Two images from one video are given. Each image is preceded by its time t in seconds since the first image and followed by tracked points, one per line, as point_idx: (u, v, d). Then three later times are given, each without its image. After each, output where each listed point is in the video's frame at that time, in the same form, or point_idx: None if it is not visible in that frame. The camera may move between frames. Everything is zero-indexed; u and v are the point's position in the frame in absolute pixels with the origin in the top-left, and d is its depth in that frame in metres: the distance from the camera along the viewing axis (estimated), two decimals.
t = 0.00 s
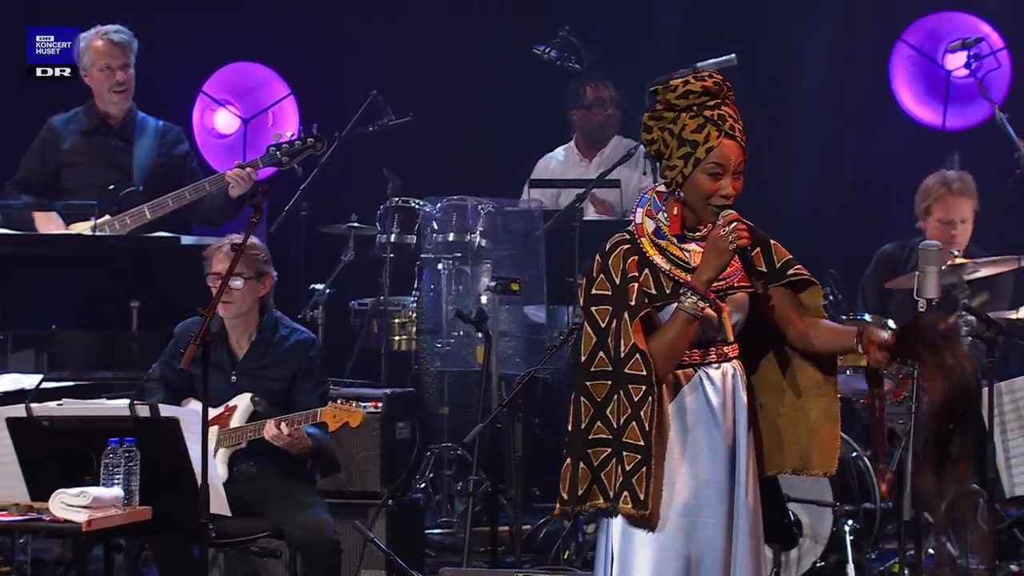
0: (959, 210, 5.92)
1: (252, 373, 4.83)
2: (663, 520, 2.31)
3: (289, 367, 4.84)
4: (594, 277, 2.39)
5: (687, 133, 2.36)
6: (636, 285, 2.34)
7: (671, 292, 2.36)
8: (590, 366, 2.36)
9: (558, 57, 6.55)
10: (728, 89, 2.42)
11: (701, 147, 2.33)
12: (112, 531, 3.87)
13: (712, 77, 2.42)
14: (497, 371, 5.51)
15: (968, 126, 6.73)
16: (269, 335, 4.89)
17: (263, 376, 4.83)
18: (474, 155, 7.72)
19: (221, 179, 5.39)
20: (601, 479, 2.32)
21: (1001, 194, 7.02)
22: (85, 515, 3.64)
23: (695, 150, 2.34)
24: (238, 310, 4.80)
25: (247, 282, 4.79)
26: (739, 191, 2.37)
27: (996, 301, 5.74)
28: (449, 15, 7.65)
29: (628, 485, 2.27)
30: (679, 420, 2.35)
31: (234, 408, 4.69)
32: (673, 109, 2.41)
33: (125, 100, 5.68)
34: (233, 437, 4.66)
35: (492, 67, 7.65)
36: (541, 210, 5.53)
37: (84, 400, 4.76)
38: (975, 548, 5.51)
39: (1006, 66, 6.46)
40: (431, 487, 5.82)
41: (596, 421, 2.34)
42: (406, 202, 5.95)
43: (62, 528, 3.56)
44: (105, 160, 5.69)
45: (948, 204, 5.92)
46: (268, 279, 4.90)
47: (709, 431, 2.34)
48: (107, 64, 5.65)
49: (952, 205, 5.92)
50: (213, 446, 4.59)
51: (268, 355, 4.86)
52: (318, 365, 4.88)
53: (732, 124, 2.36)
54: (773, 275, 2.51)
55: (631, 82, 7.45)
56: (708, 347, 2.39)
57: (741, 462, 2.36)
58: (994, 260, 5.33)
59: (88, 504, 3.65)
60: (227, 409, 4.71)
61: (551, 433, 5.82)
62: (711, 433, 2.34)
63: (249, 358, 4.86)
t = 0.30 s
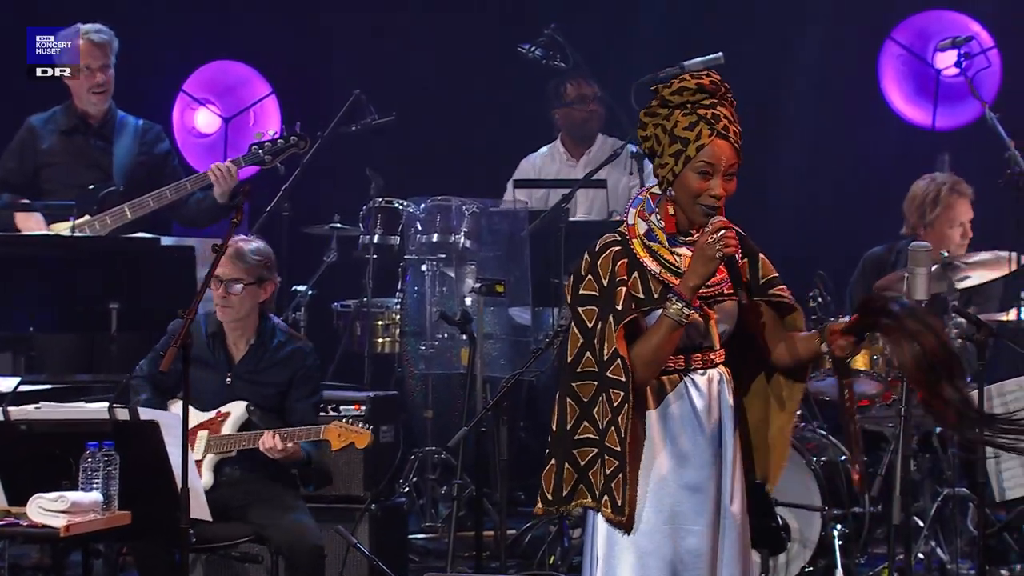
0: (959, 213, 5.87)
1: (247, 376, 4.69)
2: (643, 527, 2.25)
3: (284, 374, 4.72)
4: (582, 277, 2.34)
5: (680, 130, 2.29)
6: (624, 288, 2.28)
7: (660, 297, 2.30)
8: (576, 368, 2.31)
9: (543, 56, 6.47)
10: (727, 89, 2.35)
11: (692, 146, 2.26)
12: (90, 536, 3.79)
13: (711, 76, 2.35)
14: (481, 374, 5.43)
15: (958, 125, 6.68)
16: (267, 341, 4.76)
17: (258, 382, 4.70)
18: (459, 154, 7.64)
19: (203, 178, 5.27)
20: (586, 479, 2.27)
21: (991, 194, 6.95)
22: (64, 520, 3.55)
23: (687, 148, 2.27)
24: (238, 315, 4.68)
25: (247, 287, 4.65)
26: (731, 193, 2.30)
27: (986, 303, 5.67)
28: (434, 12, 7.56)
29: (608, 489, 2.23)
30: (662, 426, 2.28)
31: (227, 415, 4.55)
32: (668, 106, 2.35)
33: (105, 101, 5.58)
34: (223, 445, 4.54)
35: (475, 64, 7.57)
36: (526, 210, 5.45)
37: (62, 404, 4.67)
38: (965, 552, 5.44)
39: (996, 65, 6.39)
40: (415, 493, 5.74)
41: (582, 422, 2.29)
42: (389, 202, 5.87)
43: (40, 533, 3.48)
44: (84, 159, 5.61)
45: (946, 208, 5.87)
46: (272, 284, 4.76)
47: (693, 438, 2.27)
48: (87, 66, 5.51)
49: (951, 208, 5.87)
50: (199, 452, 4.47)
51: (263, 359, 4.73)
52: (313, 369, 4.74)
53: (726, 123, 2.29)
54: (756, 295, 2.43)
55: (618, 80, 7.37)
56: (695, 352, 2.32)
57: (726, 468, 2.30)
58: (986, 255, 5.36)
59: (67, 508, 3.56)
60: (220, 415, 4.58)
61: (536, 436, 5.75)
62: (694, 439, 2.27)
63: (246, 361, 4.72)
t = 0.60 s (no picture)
0: (940, 214, 5.83)
1: (216, 377, 4.60)
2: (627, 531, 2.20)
3: (253, 375, 4.63)
4: (567, 276, 2.30)
5: (659, 128, 2.24)
6: (609, 287, 2.24)
7: (644, 296, 2.26)
8: (561, 368, 2.27)
9: (522, 53, 6.38)
10: (709, 89, 2.30)
11: (671, 144, 2.21)
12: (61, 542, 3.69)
13: (693, 75, 2.30)
14: (460, 376, 5.36)
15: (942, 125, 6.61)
16: (236, 341, 4.67)
17: (227, 383, 4.60)
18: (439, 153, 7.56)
19: (176, 177, 5.18)
20: (572, 484, 2.22)
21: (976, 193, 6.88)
22: (33, 526, 3.46)
23: (666, 147, 2.22)
24: (207, 314, 4.58)
25: (219, 285, 4.57)
26: (712, 194, 2.24)
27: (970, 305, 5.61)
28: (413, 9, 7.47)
29: (597, 491, 2.18)
30: (645, 429, 2.25)
31: (198, 417, 4.46)
32: (649, 104, 2.29)
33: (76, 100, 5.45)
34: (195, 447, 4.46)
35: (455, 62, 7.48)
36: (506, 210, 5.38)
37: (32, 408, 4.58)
38: (950, 558, 5.37)
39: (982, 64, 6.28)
40: (392, 497, 5.66)
41: (567, 424, 2.25)
42: (366, 202, 5.79)
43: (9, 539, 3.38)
44: (56, 158, 5.51)
45: (927, 209, 5.83)
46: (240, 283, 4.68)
47: (675, 441, 2.24)
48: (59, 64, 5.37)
49: (932, 209, 5.83)
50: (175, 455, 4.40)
51: (231, 363, 4.64)
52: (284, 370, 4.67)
53: (705, 122, 2.23)
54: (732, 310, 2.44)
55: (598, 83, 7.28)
56: (681, 354, 2.29)
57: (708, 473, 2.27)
58: (970, 258, 5.21)
59: (37, 513, 3.46)
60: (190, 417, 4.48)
61: (516, 440, 5.67)
62: (677, 442, 2.24)
63: (213, 364, 4.63)
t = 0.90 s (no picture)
0: (921, 203, 5.74)
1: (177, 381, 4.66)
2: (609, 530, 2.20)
3: (214, 375, 4.70)
4: (549, 277, 2.30)
5: (647, 129, 2.24)
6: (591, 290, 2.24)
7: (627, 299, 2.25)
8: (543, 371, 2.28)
9: (503, 51, 6.30)
10: (705, 97, 2.28)
11: (653, 148, 2.21)
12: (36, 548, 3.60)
13: (691, 81, 2.29)
14: (441, 378, 5.29)
15: (929, 121, 6.51)
16: (195, 342, 4.73)
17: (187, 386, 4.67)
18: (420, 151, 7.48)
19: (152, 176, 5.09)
20: (553, 488, 2.22)
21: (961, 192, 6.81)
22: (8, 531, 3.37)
23: (649, 150, 2.22)
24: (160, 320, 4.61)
25: (168, 292, 4.57)
26: (690, 203, 2.21)
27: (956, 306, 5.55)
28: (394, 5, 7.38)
29: (577, 495, 2.18)
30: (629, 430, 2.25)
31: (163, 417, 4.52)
32: (642, 104, 2.29)
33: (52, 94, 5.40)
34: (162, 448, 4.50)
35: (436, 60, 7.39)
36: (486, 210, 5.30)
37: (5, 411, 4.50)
38: (935, 562, 5.32)
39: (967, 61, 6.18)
40: (372, 500, 5.58)
41: (548, 427, 2.25)
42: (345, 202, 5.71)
43: None
44: (30, 156, 5.41)
45: (907, 196, 5.75)
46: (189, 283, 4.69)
47: (659, 442, 2.24)
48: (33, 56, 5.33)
49: (912, 197, 5.75)
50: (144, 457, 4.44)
51: (192, 362, 4.70)
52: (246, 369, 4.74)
53: (692, 130, 2.22)
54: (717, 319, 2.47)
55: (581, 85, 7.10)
56: (661, 356, 2.29)
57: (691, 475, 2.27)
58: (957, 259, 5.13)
59: (10, 518, 3.37)
60: (155, 419, 4.53)
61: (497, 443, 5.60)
62: (661, 443, 2.24)
63: (173, 367, 4.68)
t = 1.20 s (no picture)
0: (902, 204, 5.69)
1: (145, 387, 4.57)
2: (587, 541, 2.07)
3: (183, 377, 4.61)
4: (528, 281, 2.17)
5: (644, 130, 2.14)
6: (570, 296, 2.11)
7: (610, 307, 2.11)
8: (519, 375, 2.15)
9: (484, 48, 6.21)
10: (707, 108, 2.20)
11: (647, 150, 2.11)
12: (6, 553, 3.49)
13: (695, 89, 2.20)
14: (420, 381, 5.19)
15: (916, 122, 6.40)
16: (160, 344, 4.64)
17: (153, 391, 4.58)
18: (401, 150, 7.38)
19: (127, 175, 4.99)
20: (530, 492, 2.10)
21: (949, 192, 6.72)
22: None
23: (642, 151, 2.12)
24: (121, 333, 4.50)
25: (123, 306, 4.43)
26: (676, 213, 2.10)
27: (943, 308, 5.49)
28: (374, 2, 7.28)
29: (546, 502, 2.06)
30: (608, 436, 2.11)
31: (131, 419, 4.45)
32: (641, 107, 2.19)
33: (24, 93, 5.32)
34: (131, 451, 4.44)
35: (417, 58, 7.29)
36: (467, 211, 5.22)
37: None
38: (922, 567, 5.24)
39: (954, 60, 6.09)
40: (350, 505, 5.48)
41: (524, 431, 2.12)
42: (323, 201, 5.63)
43: None
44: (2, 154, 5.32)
45: (887, 198, 5.70)
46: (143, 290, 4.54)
47: (641, 447, 2.10)
48: (6, 55, 5.27)
49: (892, 198, 5.69)
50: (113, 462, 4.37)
51: (158, 366, 4.60)
52: (216, 372, 4.66)
53: (689, 139, 2.12)
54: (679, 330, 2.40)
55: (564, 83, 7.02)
56: (642, 362, 2.16)
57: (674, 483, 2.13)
58: (944, 260, 5.04)
59: None
60: (123, 421, 4.47)
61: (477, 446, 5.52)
62: (642, 448, 2.10)
63: (140, 371, 4.59)
